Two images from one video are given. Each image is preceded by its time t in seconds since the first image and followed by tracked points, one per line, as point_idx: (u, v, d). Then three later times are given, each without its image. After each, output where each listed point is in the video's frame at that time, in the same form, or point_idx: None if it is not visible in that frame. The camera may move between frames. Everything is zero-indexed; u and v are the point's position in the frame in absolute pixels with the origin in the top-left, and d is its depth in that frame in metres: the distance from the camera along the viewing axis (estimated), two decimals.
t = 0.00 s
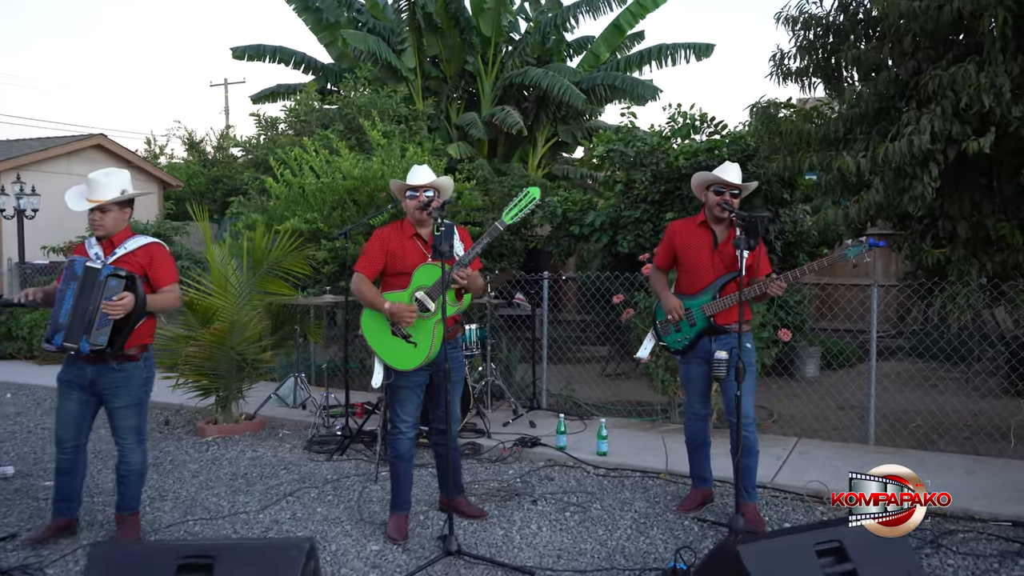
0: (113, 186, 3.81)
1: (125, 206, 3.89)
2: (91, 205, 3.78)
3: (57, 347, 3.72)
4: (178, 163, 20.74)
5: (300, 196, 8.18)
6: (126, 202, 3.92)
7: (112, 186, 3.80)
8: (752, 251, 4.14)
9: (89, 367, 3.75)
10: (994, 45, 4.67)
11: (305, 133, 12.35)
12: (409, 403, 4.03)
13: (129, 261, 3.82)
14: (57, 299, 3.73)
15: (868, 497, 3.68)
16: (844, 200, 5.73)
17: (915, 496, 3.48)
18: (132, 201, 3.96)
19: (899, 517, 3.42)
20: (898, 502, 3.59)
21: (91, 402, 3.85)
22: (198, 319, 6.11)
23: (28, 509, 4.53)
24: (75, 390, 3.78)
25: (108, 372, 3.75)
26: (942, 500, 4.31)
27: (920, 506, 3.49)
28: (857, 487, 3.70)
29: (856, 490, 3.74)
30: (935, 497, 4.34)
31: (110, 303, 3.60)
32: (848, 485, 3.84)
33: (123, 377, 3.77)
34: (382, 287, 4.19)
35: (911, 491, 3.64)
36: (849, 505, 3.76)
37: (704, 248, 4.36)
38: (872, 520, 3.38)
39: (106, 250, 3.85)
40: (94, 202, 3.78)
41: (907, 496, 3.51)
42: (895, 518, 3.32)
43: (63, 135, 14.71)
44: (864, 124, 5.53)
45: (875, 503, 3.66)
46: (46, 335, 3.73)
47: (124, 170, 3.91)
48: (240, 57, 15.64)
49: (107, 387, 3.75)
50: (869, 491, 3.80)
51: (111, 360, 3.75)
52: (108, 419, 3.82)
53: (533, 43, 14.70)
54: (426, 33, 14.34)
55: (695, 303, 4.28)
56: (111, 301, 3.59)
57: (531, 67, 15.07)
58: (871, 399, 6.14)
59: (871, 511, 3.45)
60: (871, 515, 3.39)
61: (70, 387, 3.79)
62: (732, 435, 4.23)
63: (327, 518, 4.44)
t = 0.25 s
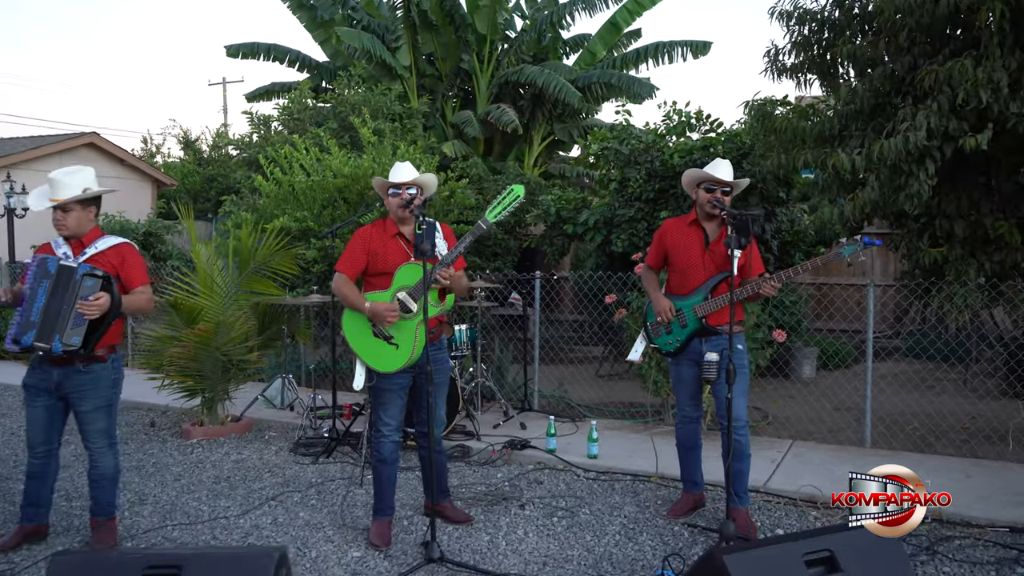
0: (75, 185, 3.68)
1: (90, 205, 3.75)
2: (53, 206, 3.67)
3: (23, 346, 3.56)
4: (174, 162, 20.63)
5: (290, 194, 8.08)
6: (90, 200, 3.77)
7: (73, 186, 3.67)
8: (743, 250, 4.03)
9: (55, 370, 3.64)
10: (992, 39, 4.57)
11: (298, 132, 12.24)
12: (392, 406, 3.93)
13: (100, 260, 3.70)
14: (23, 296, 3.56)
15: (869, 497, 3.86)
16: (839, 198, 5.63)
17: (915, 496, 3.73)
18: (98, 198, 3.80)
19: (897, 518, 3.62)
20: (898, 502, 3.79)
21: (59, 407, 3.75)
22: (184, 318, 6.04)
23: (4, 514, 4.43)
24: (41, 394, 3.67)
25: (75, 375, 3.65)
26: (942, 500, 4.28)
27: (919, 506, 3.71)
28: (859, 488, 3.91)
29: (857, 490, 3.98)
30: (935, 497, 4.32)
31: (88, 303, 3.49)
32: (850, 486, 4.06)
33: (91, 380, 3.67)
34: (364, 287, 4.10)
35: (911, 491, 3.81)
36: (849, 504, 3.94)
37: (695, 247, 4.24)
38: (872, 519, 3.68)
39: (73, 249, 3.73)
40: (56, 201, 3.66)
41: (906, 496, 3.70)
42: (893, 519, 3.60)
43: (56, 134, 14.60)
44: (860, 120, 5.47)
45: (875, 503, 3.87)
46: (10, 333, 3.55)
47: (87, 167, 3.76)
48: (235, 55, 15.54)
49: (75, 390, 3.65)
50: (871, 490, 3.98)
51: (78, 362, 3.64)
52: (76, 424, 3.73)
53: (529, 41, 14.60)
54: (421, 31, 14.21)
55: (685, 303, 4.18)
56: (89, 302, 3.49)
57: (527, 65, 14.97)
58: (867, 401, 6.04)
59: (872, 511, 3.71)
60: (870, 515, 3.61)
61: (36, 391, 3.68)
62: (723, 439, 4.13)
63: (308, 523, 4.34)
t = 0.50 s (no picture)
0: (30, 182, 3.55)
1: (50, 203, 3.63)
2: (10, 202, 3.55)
3: None
4: (170, 160, 20.51)
5: (281, 191, 7.97)
6: (50, 197, 3.64)
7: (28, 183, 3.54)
8: (738, 249, 3.92)
9: (18, 370, 3.51)
10: (993, 31, 4.46)
11: (293, 129, 12.12)
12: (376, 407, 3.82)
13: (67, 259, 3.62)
14: None
15: (869, 496, 4.14)
16: (837, 195, 5.52)
17: (915, 497, 3.92)
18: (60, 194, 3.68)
19: (896, 517, 3.92)
20: (897, 502, 4.00)
21: (22, 409, 3.64)
22: (169, 318, 5.96)
23: None
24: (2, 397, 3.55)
25: (39, 375, 3.54)
26: (942, 500, 4.29)
27: (918, 505, 3.92)
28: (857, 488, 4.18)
29: (857, 489, 4.25)
30: (935, 498, 4.34)
31: (61, 302, 3.43)
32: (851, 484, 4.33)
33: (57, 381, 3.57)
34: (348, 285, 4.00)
35: (910, 491, 4.00)
36: (849, 504, 4.17)
37: (689, 246, 4.12)
38: (872, 521, 3.97)
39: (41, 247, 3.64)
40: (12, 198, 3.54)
41: (906, 496, 3.93)
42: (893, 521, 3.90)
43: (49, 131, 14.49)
44: (858, 116, 5.36)
45: (875, 503, 4.10)
46: None
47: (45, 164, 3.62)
48: (230, 52, 15.43)
49: (40, 391, 3.55)
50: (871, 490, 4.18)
51: (43, 362, 3.54)
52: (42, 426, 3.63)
53: (526, 37, 14.49)
54: (418, 27, 14.08)
55: (678, 302, 4.07)
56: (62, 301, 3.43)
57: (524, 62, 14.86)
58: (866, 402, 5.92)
59: (872, 512, 4.05)
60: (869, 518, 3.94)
61: None
62: (717, 442, 4.01)
63: (291, 528, 4.22)
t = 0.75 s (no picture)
0: None
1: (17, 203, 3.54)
2: None
3: None
4: (167, 158, 20.39)
5: (274, 189, 7.86)
6: (17, 199, 3.53)
7: None
8: (735, 249, 3.80)
9: None
10: (998, 25, 4.35)
11: (288, 126, 12.00)
12: (363, 411, 3.71)
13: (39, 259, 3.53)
14: None
15: (870, 497, 4.25)
16: (837, 194, 5.41)
17: (915, 498, 4.05)
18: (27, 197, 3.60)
19: (897, 517, 4.05)
20: (897, 503, 4.13)
21: None
22: (157, 318, 5.87)
23: None
24: None
25: (9, 380, 3.43)
26: (942, 500, 4.32)
27: (918, 505, 4.04)
28: (858, 488, 4.27)
29: (857, 489, 4.33)
30: (935, 497, 4.38)
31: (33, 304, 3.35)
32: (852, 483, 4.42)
33: (28, 386, 3.46)
34: (333, 286, 3.89)
35: (910, 492, 4.13)
36: (849, 504, 4.26)
37: (685, 246, 3.99)
38: (871, 520, 4.15)
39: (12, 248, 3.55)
40: None
41: (906, 496, 4.06)
42: (894, 519, 4.06)
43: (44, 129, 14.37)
44: (859, 111, 5.31)
45: (875, 503, 4.21)
46: None
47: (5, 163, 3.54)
48: (226, 49, 15.31)
49: (11, 396, 3.44)
50: (871, 491, 4.28)
51: (12, 365, 3.43)
52: (15, 432, 3.52)
53: (524, 34, 14.36)
54: (415, 24, 13.94)
55: (673, 303, 3.95)
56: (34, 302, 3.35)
57: (523, 59, 14.74)
58: (867, 404, 5.81)
59: (871, 511, 4.17)
60: (869, 516, 4.12)
61: None
62: (714, 447, 3.88)
63: (276, 535, 4.11)
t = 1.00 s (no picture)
0: None
1: None
2: None
3: None
4: (163, 156, 20.27)
5: (265, 187, 7.75)
6: None
7: None
8: (732, 249, 3.68)
9: None
10: (1002, 19, 4.25)
11: (283, 124, 11.88)
12: (349, 416, 3.61)
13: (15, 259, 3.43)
14: None
15: (869, 497, 4.18)
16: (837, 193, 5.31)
17: (916, 498, 4.02)
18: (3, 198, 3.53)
19: (897, 517, 4.02)
20: (897, 503, 4.09)
21: None
22: (144, 318, 5.77)
23: None
24: None
25: None
26: (942, 500, 4.32)
27: (918, 505, 4.03)
28: (859, 487, 4.21)
29: (857, 489, 4.27)
30: (935, 497, 4.37)
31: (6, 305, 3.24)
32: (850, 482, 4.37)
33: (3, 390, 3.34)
34: (319, 286, 3.78)
35: (910, 492, 4.11)
36: (848, 504, 4.18)
37: (680, 245, 3.87)
38: (872, 520, 4.07)
39: None
40: None
41: (907, 496, 4.04)
42: (894, 518, 4.03)
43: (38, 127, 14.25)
44: (858, 108, 5.20)
45: (875, 503, 4.14)
46: None
47: None
48: (221, 46, 15.19)
49: None
50: (871, 491, 4.23)
51: None
52: None
53: (522, 31, 14.23)
54: (411, 20, 13.81)
55: (667, 304, 3.85)
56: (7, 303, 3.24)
57: (520, 55, 14.62)
58: (867, 406, 5.69)
59: (872, 511, 4.10)
60: (869, 515, 4.07)
61: None
62: (710, 451, 3.78)
63: (261, 542, 4.01)
